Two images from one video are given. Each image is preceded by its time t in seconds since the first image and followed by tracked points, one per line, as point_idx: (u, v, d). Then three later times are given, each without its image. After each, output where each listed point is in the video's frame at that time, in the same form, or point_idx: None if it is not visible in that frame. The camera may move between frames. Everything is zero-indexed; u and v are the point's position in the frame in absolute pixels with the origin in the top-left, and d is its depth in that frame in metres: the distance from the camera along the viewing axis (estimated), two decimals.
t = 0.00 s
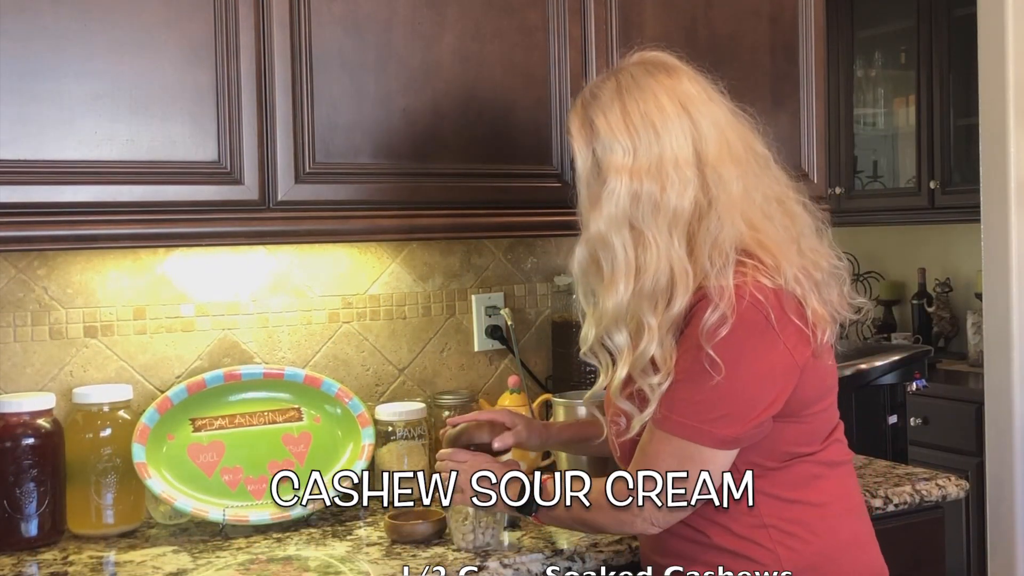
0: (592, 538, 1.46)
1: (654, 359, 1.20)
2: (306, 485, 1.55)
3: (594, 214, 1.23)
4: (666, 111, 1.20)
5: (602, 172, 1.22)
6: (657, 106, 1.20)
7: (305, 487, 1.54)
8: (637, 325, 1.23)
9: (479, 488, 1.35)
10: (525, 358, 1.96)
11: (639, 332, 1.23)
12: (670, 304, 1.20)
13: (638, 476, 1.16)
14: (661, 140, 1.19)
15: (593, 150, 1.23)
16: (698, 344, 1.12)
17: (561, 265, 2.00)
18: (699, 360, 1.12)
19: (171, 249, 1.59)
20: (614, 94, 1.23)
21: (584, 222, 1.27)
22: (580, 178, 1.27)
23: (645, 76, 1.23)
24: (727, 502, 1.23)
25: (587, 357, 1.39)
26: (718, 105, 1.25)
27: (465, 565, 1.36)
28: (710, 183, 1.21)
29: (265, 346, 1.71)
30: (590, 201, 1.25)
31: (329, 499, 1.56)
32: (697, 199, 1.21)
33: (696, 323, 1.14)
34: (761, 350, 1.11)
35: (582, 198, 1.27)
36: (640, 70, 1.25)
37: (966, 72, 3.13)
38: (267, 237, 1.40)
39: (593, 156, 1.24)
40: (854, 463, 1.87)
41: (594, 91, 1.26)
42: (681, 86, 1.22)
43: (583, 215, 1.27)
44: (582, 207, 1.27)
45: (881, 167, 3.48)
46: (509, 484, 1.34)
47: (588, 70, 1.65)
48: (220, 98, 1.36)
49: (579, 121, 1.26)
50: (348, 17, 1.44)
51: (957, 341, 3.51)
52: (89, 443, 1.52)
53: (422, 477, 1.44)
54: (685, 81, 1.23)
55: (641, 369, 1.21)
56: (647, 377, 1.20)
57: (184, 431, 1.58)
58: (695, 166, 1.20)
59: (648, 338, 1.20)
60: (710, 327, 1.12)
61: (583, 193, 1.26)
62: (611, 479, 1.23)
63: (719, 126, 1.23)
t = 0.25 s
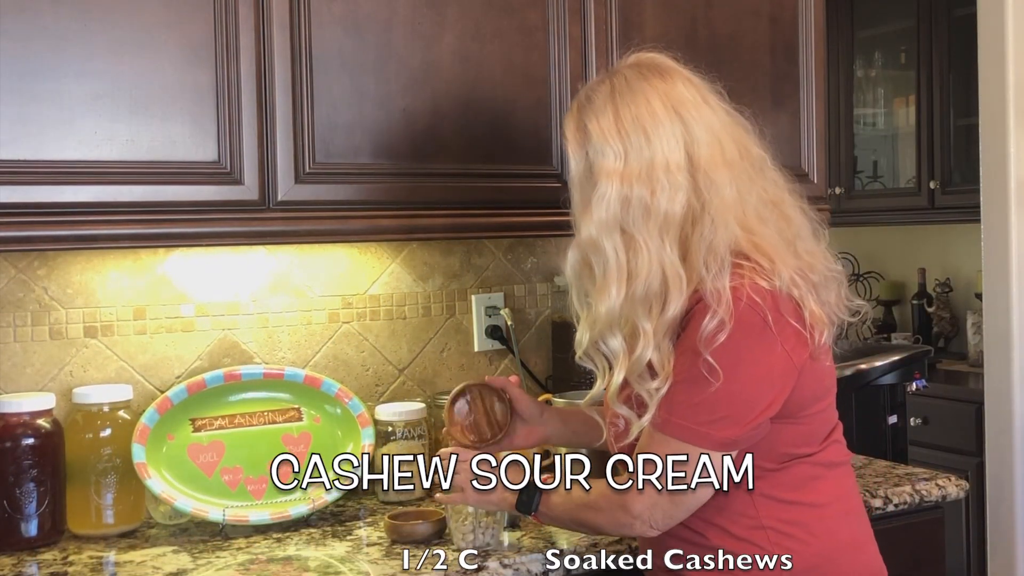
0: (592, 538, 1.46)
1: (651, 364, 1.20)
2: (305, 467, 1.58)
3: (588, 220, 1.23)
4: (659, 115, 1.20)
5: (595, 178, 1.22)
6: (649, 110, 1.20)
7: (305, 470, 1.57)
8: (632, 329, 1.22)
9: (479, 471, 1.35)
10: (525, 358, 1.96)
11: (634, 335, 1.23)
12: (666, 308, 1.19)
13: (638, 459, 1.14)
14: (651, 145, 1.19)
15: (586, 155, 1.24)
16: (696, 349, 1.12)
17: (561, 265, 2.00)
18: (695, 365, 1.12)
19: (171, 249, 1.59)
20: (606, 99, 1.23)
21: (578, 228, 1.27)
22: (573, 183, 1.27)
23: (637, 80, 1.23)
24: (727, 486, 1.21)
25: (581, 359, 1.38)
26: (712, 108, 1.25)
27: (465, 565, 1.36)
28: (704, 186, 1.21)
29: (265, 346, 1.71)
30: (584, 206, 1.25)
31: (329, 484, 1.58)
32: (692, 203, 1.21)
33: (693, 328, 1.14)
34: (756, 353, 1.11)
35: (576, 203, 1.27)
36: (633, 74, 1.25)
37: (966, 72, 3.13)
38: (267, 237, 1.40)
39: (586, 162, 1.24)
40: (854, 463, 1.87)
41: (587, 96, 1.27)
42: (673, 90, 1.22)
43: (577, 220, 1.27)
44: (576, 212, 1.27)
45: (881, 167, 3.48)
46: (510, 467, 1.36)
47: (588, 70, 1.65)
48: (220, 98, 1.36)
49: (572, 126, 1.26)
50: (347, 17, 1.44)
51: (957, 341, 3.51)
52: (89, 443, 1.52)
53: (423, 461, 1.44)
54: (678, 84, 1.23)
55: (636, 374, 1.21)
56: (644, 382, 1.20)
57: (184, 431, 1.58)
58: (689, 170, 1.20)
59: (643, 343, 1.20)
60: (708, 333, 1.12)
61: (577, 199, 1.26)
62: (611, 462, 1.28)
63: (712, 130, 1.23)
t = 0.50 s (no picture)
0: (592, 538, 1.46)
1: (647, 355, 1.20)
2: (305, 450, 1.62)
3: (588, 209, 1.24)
4: (662, 108, 1.21)
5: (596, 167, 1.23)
6: (652, 102, 1.21)
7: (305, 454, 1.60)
8: (628, 319, 1.22)
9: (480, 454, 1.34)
10: (525, 358, 1.96)
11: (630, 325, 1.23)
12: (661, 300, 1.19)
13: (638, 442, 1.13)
14: (652, 136, 1.20)
15: (589, 145, 1.24)
16: (694, 342, 1.12)
17: (561, 265, 2.00)
18: (692, 357, 1.12)
19: (171, 249, 1.59)
20: (611, 91, 1.24)
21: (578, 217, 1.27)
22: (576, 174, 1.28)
23: (642, 73, 1.24)
24: (728, 467, 1.21)
25: (577, 351, 1.38)
26: (716, 103, 1.25)
27: (465, 565, 1.36)
28: (705, 181, 1.21)
29: (265, 346, 1.71)
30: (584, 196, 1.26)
31: (329, 467, 1.61)
32: (692, 196, 1.21)
33: (691, 319, 1.14)
34: (755, 347, 1.11)
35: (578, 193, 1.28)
36: (640, 67, 1.25)
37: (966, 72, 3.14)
38: (267, 237, 1.40)
39: (588, 152, 1.25)
40: (855, 463, 1.87)
41: (593, 88, 1.27)
42: (677, 84, 1.22)
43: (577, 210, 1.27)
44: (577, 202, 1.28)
45: (881, 167, 3.48)
46: (511, 450, 1.33)
47: (588, 70, 1.65)
48: (220, 98, 1.36)
49: (577, 117, 1.27)
50: (347, 17, 1.44)
51: (957, 341, 3.51)
52: (89, 443, 1.52)
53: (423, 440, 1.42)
54: (683, 78, 1.24)
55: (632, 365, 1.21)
56: (640, 373, 1.20)
57: (184, 431, 1.57)
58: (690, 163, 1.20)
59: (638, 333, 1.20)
60: (706, 326, 1.12)
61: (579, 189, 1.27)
62: (611, 446, 1.28)
63: (715, 125, 1.23)
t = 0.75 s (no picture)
0: (592, 538, 1.46)
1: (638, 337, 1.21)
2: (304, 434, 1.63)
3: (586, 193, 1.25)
4: (663, 97, 1.22)
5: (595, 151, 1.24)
6: (654, 91, 1.22)
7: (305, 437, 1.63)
8: (621, 301, 1.23)
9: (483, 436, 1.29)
10: (525, 358, 1.96)
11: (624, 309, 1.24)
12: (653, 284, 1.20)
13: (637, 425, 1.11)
14: (650, 123, 1.21)
15: (590, 131, 1.26)
16: (687, 328, 1.12)
17: (561, 265, 2.00)
18: (683, 341, 1.12)
19: (171, 249, 1.59)
20: (616, 79, 1.26)
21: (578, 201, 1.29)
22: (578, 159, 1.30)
23: (647, 63, 1.25)
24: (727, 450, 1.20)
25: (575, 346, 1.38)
26: (720, 95, 1.25)
27: (465, 565, 1.36)
28: (702, 170, 1.20)
29: (265, 346, 1.71)
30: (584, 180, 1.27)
31: (329, 450, 1.64)
32: (689, 186, 1.21)
33: (683, 304, 1.14)
34: (747, 338, 1.11)
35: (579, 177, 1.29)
36: (647, 57, 1.26)
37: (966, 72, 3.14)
38: (267, 237, 1.40)
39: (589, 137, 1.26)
40: (855, 463, 1.87)
41: (602, 77, 1.29)
42: (680, 74, 1.23)
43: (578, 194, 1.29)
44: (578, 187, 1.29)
45: (881, 167, 3.48)
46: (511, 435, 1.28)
47: (588, 70, 1.65)
48: (220, 98, 1.36)
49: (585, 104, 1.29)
50: (347, 17, 1.44)
51: (957, 341, 3.51)
52: (89, 443, 1.52)
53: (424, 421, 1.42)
54: (688, 69, 1.24)
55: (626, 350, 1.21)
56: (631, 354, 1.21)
57: (184, 431, 1.57)
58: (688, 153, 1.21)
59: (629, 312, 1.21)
60: (698, 310, 1.12)
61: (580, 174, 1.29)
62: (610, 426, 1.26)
63: (716, 117, 1.23)
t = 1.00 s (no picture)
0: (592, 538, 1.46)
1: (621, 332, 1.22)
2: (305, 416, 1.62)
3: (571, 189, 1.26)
4: (647, 96, 1.21)
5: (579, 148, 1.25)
6: (639, 90, 1.22)
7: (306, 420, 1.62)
8: (607, 297, 1.24)
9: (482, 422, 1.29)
10: (525, 358, 1.96)
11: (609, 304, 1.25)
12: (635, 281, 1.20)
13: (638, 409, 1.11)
14: (631, 121, 1.21)
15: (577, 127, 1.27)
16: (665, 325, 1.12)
17: (561, 265, 2.00)
18: (663, 339, 1.12)
19: (171, 249, 1.59)
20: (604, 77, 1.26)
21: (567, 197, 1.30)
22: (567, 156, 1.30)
23: (636, 62, 1.24)
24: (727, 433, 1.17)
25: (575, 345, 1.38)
26: (708, 94, 1.24)
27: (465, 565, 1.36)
28: (684, 169, 1.20)
29: (264, 346, 1.71)
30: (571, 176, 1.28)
31: (329, 432, 1.64)
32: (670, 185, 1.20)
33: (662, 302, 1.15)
34: (726, 341, 1.11)
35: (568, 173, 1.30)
36: (639, 56, 1.26)
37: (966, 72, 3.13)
38: (267, 237, 1.40)
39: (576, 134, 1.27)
40: (855, 463, 1.87)
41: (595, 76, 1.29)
42: (667, 72, 1.22)
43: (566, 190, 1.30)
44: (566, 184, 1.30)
45: (881, 167, 3.48)
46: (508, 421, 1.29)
47: (588, 70, 1.65)
48: (220, 98, 1.36)
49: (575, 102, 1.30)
50: (347, 16, 1.44)
51: (957, 341, 3.51)
52: (89, 443, 1.52)
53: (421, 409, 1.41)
54: (676, 68, 1.23)
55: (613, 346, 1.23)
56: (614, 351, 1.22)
57: (184, 431, 1.57)
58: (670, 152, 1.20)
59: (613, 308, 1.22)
60: (676, 308, 1.12)
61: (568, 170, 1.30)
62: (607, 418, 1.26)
63: (702, 115, 1.22)
